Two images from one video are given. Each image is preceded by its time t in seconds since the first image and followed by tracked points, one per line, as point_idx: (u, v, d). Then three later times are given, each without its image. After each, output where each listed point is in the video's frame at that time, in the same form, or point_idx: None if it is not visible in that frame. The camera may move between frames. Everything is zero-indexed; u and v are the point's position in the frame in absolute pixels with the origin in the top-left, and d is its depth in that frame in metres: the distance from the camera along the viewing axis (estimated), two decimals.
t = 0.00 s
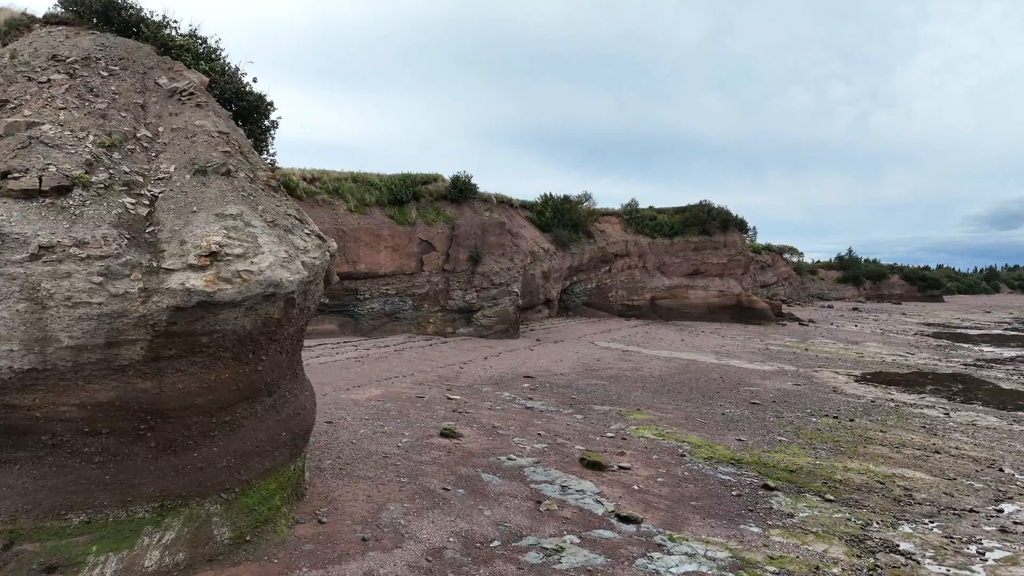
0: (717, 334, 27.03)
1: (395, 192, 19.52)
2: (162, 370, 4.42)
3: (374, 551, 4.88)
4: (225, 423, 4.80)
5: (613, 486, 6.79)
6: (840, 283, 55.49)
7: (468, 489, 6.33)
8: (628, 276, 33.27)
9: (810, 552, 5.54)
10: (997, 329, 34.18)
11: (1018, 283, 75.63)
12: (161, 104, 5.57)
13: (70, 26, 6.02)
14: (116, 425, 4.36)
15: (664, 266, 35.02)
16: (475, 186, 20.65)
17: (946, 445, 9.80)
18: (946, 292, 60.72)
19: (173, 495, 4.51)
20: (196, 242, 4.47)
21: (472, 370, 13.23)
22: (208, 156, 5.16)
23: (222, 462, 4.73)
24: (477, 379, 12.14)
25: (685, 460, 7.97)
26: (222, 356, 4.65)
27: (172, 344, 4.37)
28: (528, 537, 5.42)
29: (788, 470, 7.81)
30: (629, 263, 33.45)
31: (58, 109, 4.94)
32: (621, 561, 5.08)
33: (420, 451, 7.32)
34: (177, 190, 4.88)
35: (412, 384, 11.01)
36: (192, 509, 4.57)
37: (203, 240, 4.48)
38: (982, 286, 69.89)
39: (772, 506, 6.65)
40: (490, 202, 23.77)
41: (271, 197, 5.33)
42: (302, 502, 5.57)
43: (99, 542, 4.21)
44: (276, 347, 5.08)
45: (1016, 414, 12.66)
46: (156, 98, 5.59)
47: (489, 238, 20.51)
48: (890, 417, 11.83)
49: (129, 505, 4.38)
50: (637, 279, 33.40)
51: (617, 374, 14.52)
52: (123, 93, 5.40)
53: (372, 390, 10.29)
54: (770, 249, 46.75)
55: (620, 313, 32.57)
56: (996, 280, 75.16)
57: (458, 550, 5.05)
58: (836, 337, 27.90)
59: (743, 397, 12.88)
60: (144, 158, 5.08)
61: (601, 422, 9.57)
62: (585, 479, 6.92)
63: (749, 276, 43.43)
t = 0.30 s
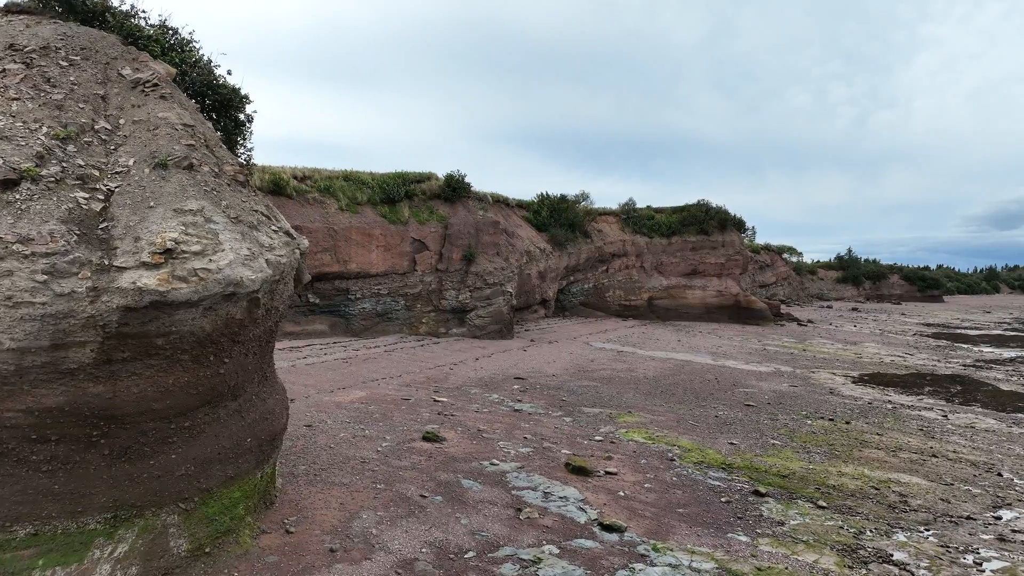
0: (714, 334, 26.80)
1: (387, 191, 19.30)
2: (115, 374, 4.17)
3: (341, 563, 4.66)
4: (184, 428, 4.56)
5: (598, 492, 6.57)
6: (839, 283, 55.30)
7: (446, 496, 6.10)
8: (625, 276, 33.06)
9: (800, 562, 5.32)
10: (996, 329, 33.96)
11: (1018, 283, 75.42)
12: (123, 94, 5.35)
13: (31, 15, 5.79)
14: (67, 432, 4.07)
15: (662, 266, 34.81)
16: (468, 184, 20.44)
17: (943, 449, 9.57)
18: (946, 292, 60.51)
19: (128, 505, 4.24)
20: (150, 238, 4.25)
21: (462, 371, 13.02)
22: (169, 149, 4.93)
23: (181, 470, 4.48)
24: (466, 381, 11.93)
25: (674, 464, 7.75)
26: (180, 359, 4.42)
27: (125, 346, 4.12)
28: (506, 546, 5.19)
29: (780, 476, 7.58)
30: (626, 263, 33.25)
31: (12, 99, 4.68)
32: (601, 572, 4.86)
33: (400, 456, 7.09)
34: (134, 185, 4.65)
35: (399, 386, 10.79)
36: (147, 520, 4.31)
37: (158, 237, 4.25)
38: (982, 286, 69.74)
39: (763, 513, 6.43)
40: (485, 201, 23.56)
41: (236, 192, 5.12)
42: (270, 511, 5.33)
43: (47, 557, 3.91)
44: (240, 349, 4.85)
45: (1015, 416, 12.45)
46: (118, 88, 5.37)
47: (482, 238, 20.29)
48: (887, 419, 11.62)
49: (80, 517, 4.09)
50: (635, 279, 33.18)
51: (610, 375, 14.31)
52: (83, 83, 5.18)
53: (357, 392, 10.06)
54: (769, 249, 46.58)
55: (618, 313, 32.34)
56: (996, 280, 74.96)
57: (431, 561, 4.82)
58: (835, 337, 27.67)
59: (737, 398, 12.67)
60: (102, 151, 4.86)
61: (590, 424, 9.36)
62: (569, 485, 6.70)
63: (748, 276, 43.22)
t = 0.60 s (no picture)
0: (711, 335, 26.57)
1: (379, 190, 19.07)
2: (63, 378, 3.90)
3: None
4: (140, 435, 4.31)
5: (582, 500, 6.34)
6: (839, 283, 55.09)
7: (423, 504, 5.87)
8: (622, 276, 32.86)
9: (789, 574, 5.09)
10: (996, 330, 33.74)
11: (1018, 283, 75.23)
12: (82, 86, 5.11)
13: None
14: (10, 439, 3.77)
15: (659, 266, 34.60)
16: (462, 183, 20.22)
17: (940, 453, 9.34)
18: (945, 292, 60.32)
19: (78, 518, 3.97)
20: (100, 236, 4.01)
21: (452, 372, 12.80)
22: (127, 142, 4.70)
23: (136, 479, 4.23)
24: (455, 383, 11.70)
25: (663, 470, 7.52)
26: (134, 362, 4.16)
27: (72, 349, 3.87)
28: (480, 559, 4.97)
29: (772, 482, 7.36)
30: (623, 263, 33.03)
31: None
32: None
33: (379, 462, 6.85)
34: (87, 180, 4.41)
35: (384, 388, 10.55)
36: (97, 534, 4.05)
37: (109, 234, 4.02)
38: (982, 286, 69.57)
39: (752, 522, 6.20)
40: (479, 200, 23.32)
41: (198, 188, 4.89)
42: (235, 521, 5.10)
43: None
44: (200, 352, 4.61)
45: (1014, 418, 12.22)
46: (76, 80, 5.13)
47: (476, 237, 20.06)
48: (883, 422, 11.39)
49: (25, 530, 3.82)
50: (632, 279, 32.97)
51: (603, 376, 14.08)
52: (38, 73, 4.94)
53: (340, 395, 9.83)
54: (767, 249, 46.38)
55: (615, 313, 32.09)
56: (996, 280, 74.78)
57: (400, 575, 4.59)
58: (833, 338, 27.43)
59: (732, 400, 12.45)
60: (55, 144, 4.62)
61: (579, 428, 9.14)
62: (552, 492, 6.47)
63: (746, 276, 42.92)
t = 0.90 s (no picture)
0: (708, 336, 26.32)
1: (371, 189, 18.85)
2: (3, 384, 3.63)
3: None
4: (89, 443, 4.05)
5: (564, 508, 6.11)
6: (838, 283, 54.88)
7: (397, 514, 5.64)
8: (619, 276, 32.64)
9: None
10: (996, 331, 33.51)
11: (1018, 283, 75.05)
12: (36, 76, 4.88)
13: None
14: None
15: (656, 266, 34.41)
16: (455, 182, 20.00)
17: (938, 457, 9.11)
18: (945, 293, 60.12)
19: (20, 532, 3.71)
20: (43, 232, 3.77)
21: (441, 374, 12.57)
22: (79, 135, 4.46)
23: (84, 490, 3.98)
24: (443, 385, 11.48)
25: (651, 476, 7.28)
26: (81, 367, 3.91)
27: (13, 353, 3.60)
28: (453, 572, 4.73)
29: (763, 488, 7.13)
30: (620, 263, 32.81)
31: None
32: None
33: (355, 468, 6.62)
34: (34, 173, 4.17)
35: (370, 391, 10.32)
36: (40, 548, 3.78)
37: (52, 231, 3.78)
38: (982, 287, 69.41)
39: (741, 531, 5.96)
40: (474, 200, 23.10)
41: (156, 182, 4.66)
42: (196, 532, 4.86)
43: None
44: (156, 355, 4.38)
45: (1014, 421, 11.99)
46: (30, 69, 4.90)
47: (469, 237, 19.83)
48: (880, 425, 11.17)
49: None
50: (629, 279, 32.76)
51: (596, 378, 13.86)
52: None
53: (323, 397, 9.60)
54: (766, 249, 46.20)
55: (612, 314, 31.85)
56: (996, 280, 74.58)
57: None
58: (831, 339, 27.19)
59: (726, 402, 12.22)
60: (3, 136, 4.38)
61: (566, 432, 8.91)
62: (533, 500, 6.23)
63: (744, 277, 42.72)
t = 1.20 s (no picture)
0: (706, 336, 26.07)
1: (363, 188, 18.63)
2: None
3: None
4: (32, 453, 3.79)
5: (545, 517, 5.88)
6: (838, 283, 54.65)
7: (369, 523, 5.40)
8: (616, 276, 32.42)
9: None
10: (995, 331, 33.25)
11: (1018, 284, 74.82)
12: None
13: None
14: None
15: (653, 266, 34.20)
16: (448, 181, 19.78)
17: (935, 462, 8.88)
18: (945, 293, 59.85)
19: None
20: None
21: (430, 376, 12.35)
22: (27, 126, 4.21)
23: (25, 504, 3.72)
24: (431, 387, 11.26)
25: (638, 482, 7.04)
26: (23, 373, 3.65)
27: None
28: None
29: (754, 495, 6.89)
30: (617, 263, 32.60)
31: None
32: None
33: (330, 475, 6.38)
34: None
35: (354, 394, 10.08)
36: None
37: None
38: (982, 286, 69.19)
39: (729, 541, 5.73)
40: (468, 199, 22.87)
41: (109, 177, 4.42)
42: (154, 545, 4.62)
43: None
44: (107, 359, 4.13)
45: (1013, 424, 11.76)
46: None
47: (462, 237, 19.61)
48: (876, 428, 10.94)
49: None
50: (626, 279, 32.53)
51: (588, 380, 13.64)
52: None
53: (305, 400, 9.37)
54: (765, 249, 46.00)
55: (609, 314, 31.60)
56: (996, 280, 74.34)
57: None
58: (830, 339, 26.96)
59: (719, 405, 11.99)
60: None
61: (553, 436, 8.69)
62: (513, 508, 6.01)
63: (743, 277, 42.52)
